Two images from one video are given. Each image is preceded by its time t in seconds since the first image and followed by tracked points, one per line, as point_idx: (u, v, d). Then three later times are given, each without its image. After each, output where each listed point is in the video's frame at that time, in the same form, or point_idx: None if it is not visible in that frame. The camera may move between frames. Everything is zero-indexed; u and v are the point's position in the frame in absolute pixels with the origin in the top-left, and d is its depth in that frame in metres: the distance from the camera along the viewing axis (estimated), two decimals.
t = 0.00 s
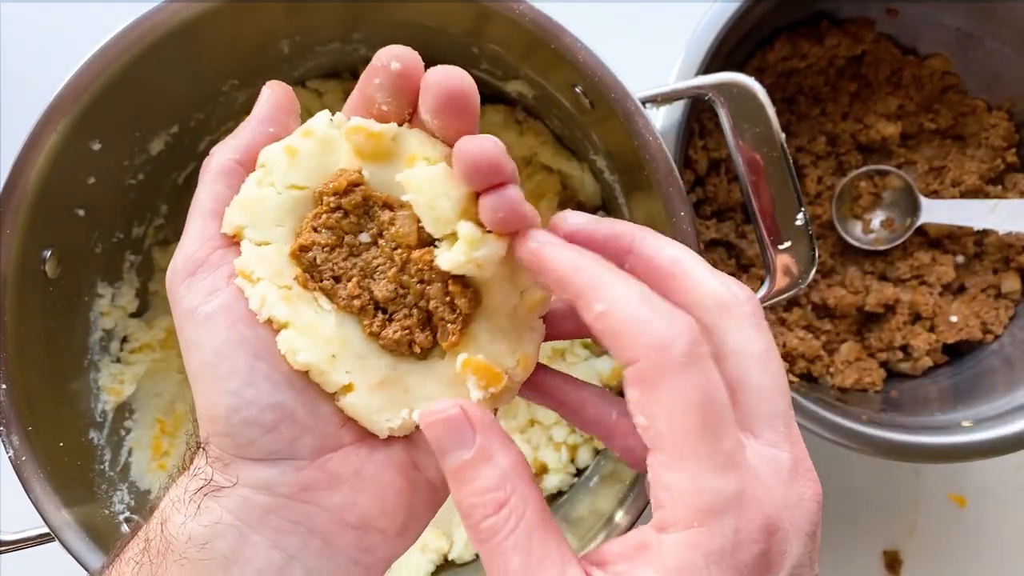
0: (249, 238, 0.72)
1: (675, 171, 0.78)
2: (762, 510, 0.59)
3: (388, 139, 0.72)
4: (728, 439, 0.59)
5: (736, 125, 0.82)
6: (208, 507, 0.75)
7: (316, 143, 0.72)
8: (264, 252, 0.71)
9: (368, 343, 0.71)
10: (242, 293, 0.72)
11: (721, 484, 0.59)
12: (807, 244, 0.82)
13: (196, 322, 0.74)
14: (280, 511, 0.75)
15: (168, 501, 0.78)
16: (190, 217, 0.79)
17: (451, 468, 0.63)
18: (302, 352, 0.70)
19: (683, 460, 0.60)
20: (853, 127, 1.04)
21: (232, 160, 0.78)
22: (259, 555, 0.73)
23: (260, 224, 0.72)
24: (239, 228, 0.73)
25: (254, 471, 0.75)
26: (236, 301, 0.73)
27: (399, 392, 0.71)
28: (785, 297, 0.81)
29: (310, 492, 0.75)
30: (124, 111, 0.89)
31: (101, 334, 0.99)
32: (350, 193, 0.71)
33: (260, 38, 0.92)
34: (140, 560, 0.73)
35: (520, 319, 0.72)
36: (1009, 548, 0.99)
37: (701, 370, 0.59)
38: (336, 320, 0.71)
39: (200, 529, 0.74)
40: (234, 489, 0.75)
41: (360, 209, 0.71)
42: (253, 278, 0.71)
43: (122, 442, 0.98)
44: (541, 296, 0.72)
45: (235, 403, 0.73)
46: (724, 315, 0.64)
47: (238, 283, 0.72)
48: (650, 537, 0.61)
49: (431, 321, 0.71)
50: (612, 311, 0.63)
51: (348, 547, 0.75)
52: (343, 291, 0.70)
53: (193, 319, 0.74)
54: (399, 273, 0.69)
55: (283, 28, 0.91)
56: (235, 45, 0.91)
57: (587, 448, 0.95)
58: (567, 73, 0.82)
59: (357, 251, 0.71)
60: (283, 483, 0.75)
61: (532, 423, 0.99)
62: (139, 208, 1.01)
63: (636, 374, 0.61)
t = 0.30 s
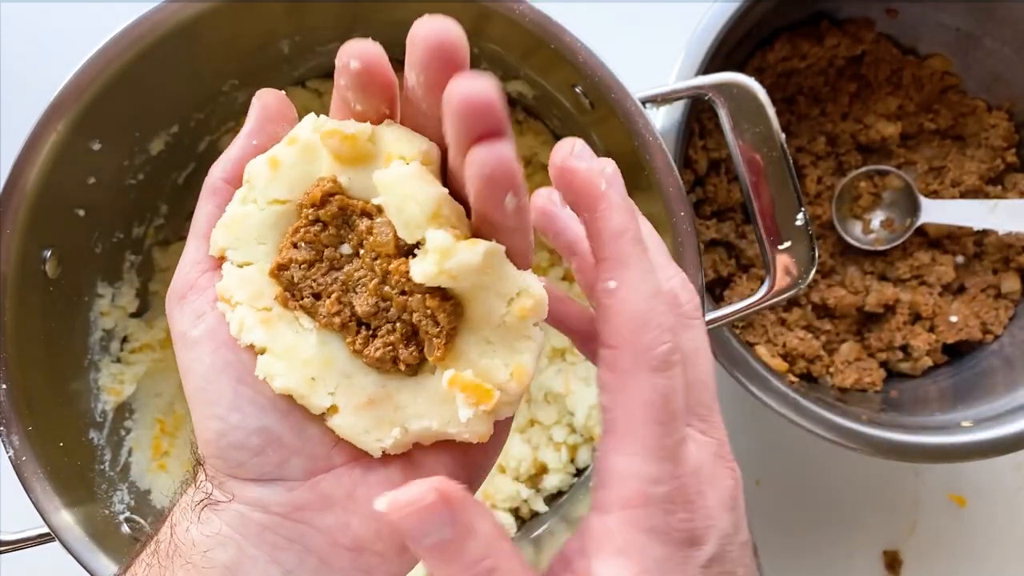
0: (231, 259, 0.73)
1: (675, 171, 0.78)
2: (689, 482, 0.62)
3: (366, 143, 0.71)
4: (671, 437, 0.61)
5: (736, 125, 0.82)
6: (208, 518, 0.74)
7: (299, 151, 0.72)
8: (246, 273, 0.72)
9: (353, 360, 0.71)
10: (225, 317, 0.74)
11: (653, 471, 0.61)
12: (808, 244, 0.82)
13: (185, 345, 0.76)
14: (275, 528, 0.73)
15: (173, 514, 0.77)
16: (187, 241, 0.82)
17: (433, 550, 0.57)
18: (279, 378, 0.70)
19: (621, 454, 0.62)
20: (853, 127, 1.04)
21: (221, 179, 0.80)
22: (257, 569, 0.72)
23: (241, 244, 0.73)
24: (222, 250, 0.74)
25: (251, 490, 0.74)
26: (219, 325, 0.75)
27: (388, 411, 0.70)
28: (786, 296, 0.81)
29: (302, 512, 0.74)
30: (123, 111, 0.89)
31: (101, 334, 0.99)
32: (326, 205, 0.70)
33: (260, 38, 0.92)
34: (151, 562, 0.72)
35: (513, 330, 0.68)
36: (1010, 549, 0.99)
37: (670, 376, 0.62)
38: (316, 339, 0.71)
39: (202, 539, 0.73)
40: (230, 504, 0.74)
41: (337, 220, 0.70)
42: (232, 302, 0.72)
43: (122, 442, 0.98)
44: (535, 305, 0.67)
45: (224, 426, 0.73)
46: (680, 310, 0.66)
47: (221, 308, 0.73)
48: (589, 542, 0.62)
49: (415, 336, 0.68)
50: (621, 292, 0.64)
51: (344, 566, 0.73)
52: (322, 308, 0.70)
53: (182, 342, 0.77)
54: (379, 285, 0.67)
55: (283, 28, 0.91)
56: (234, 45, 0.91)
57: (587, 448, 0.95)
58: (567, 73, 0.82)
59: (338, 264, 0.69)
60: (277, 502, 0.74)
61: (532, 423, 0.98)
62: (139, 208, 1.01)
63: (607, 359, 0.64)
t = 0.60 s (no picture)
0: (233, 271, 0.73)
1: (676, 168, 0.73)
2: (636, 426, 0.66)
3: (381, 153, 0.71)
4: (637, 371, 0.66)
5: (736, 125, 0.82)
6: (210, 533, 0.73)
7: (294, 155, 0.71)
8: (247, 284, 0.72)
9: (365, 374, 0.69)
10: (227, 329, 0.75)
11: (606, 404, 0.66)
12: (808, 244, 0.82)
13: (185, 355, 0.77)
14: (277, 547, 0.72)
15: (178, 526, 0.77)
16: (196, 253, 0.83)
17: (389, 462, 0.58)
18: (287, 396, 0.69)
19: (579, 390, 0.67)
20: (853, 127, 1.04)
21: (226, 189, 0.81)
22: None
23: (241, 256, 0.73)
24: (223, 262, 0.74)
25: (253, 508, 0.73)
26: (221, 337, 0.75)
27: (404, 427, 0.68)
28: (786, 296, 0.81)
29: (305, 531, 0.72)
30: (123, 111, 0.89)
31: (101, 334, 0.99)
32: (338, 216, 0.70)
33: (260, 38, 0.92)
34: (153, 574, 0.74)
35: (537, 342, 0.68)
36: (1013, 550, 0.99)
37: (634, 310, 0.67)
38: (325, 352, 0.69)
39: (205, 553, 0.72)
40: (233, 521, 0.73)
41: (349, 232, 0.70)
42: (236, 316, 0.71)
43: (122, 442, 0.98)
44: (558, 313, 0.68)
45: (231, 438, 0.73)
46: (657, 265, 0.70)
47: (226, 322, 0.72)
48: (534, 474, 0.68)
49: (433, 346, 0.68)
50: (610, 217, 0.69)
51: None
52: (333, 321, 0.69)
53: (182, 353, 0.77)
54: (398, 295, 0.68)
55: (283, 28, 0.91)
56: (234, 44, 0.91)
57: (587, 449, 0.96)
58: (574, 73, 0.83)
59: (349, 274, 0.70)
60: (279, 520, 0.72)
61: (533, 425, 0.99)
62: (139, 208, 1.01)
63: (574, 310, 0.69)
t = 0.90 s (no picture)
0: (256, 275, 0.72)
1: (675, 170, 0.78)
2: (656, 452, 0.63)
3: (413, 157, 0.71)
4: (634, 380, 0.62)
5: (736, 125, 0.82)
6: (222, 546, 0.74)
7: (324, 159, 0.72)
8: (275, 290, 0.71)
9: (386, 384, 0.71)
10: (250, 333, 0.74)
11: (619, 425, 0.62)
12: (808, 244, 0.82)
13: (206, 359, 0.76)
14: (292, 561, 0.73)
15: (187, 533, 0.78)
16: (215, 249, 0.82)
17: (434, 447, 0.56)
18: (314, 408, 0.70)
19: (585, 408, 0.63)
20: (853, 127, 1.04)
21: (252, 184, 0.80)
22: None
23: (265, 259, 0.72)
24: (246, 266, 0.73)
25: (267, 520, 0.74)
26: (244, 342, 0.75)
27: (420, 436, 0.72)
28: (785, 297, 0.81)
29: (320, 544, 0.74)
30: (123, 111, 0.88)
31: (101, 334, 0.99)
32: (373, 221, 0.71)
33: (259, 38, 0.92)
34: None
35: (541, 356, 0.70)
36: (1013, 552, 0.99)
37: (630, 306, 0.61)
38: (352, 362, 0.71)
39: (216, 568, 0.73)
40: (246, 533, 0.74)
41: (384, 237, 0.71)
42: (262, 323, 0.71)
43: (121, 442, 0.97)
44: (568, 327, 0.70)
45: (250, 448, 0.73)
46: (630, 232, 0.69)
47: (251, 327, 0.72)
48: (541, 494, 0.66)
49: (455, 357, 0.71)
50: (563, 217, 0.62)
51: None
52: (362, 330, 0.71)
53: (203, 356, 0.76)
54: (425, 303, 0.70)
55: (283, 28, 0.91)
56: (234, 44, 0.91)
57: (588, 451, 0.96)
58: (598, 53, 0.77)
59: (379, 282, 0.72)
60: (295, 533, 0.74)
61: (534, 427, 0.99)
62: (138, 208, 1.01)
63: (561, 298, 0.63)
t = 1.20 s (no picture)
0: (314, 246, 0.75)
1: (675, 170, 0.78)
2: (670, 415, 0.64)
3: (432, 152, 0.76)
4: (642, 341, 0.63)
5: (736, 125, 0.82)
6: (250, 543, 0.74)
7: (371, 143, 0.78)
8: (331, 261, 0.75)
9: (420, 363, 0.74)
10: (306, 303, 0.76)
11: (636, 384, 0.63)
12: (808, 244, 0.82)
13: (258, 335, 0.77)
14: (326, 554, 0.73)
15: (198, 542, 0.75)
16: (240, 226, 0.82)
17: (498, 369, 0.58)
18: (371, 374, 0.73)
19: (600, 367, 0.63)
20: (854, 127, 1.04)
21: (282, 163, 0.82)
22: None
23: (326, 232, 0.75)
24: (303, 236, 0.76)
25: (299, 509, 0.75)
26: (296, 317, 0.76)
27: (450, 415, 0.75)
28: (786, 296, 0.81)
29: (357, 531, 0.75)
30: (122, 111, 0.88)
31: (101, 334, 0.99)
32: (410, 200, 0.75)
33: (259, 38, 0.91)
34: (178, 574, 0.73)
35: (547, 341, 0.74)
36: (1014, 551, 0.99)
37: (628, 273, 0.63)
38: (397, 337, 0.74)
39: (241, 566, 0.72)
40: (278, 529, 0.74)
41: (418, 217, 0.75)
42: (321, 288, 0.74)
43: (121, 442, 0.97)
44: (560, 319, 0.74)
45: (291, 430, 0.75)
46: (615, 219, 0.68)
47: (306, 292, 0.75)
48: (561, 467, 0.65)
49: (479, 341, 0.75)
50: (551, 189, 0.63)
51: None
52: (404, 305, 0.74)
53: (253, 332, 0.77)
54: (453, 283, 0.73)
55: (283, 28, 0.91)
56: (233, 44, 0.91)
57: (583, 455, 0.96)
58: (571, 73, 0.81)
59: (417, 259, 0.74)
60: (331, 521, 0.75)
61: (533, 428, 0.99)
62: (138, 208, 1.01)
63: (560, 265, 0.63)
